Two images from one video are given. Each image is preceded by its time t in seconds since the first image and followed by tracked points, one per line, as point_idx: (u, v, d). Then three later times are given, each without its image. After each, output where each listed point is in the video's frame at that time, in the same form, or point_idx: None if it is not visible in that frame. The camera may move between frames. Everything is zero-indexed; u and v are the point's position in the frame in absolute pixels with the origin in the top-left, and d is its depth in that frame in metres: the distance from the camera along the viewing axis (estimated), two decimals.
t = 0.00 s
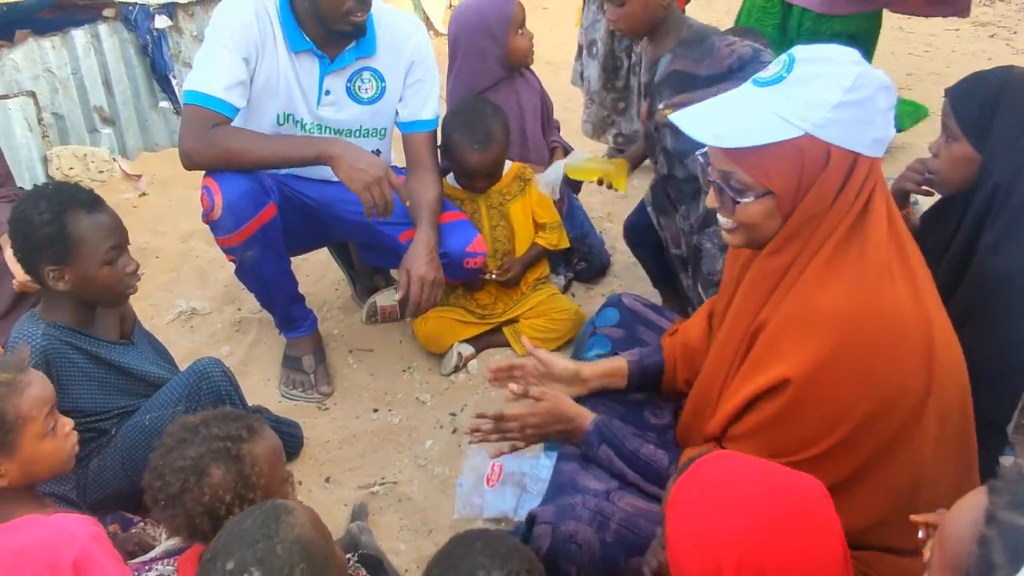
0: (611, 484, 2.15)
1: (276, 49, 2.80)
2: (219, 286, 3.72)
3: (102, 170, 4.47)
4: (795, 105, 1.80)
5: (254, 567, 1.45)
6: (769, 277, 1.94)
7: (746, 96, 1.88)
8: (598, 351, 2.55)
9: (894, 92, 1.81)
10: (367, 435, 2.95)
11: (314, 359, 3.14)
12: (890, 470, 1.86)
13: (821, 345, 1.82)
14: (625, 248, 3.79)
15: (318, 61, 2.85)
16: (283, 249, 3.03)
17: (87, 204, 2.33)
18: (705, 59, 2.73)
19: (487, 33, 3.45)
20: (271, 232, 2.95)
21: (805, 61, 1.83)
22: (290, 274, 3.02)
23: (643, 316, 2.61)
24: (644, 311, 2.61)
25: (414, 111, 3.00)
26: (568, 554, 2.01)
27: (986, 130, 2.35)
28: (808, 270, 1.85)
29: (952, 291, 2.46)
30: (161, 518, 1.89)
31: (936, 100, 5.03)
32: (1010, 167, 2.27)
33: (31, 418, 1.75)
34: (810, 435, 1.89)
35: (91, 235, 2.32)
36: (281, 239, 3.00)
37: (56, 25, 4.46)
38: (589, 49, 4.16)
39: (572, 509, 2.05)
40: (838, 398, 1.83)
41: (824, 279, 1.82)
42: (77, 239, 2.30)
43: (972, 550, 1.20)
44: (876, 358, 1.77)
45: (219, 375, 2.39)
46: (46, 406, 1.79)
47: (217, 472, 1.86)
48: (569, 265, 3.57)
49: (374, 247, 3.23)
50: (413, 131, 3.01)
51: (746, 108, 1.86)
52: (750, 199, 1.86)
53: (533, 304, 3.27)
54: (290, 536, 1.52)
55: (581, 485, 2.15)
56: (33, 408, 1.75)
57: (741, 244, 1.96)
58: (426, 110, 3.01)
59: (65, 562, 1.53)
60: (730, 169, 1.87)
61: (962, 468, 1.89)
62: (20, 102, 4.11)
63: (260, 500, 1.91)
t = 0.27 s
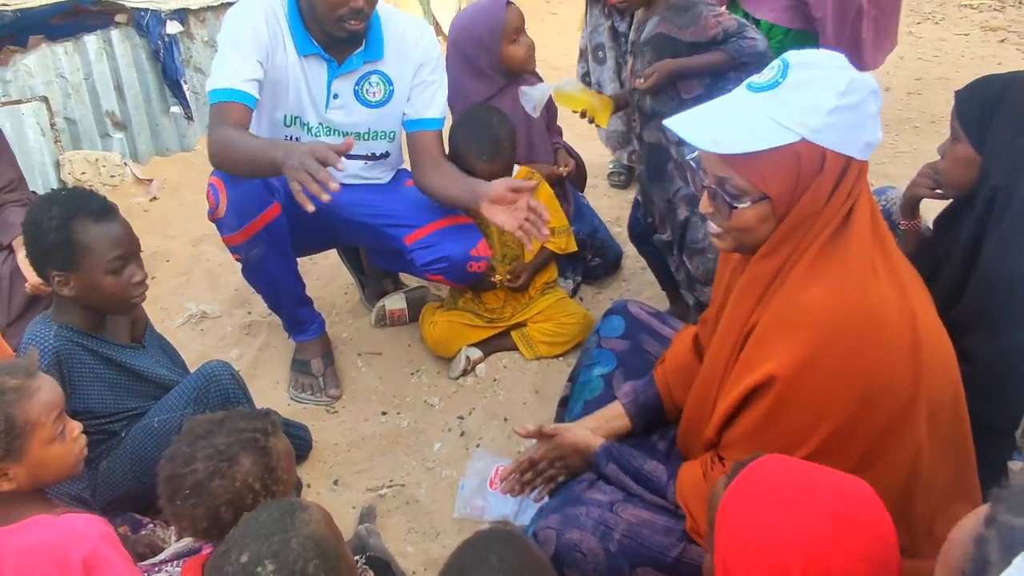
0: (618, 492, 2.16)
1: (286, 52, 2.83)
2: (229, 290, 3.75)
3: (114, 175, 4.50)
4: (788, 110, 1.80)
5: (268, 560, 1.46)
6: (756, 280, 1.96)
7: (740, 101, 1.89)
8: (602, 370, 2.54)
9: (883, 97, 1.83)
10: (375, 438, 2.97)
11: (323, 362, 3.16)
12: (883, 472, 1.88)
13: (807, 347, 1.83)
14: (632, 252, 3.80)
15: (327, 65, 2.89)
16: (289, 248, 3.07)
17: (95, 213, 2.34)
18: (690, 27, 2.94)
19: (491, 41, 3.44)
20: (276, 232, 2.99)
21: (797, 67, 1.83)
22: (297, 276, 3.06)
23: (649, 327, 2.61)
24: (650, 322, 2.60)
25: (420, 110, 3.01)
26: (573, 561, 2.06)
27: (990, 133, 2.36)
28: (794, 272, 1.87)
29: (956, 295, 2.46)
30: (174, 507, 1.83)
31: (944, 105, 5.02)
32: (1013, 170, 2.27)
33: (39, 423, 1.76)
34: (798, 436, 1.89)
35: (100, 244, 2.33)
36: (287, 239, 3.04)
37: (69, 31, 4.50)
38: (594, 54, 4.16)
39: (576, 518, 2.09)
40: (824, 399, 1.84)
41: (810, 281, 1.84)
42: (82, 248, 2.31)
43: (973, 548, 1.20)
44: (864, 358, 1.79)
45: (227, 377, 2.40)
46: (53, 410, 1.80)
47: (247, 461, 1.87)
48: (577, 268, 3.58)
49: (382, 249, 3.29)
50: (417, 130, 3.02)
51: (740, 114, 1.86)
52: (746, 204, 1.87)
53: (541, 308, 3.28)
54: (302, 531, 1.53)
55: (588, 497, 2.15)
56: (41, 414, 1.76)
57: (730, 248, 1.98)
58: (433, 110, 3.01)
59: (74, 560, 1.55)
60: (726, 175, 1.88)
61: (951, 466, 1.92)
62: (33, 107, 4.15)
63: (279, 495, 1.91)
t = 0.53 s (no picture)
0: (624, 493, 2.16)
1: (296, 81, 2.89)
2: (236, 294, 3.77)
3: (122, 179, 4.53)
4: (795, 111, 1.81)
5: (276, 559, 1.47)
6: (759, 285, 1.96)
7: (746, 102, 1.90)
8: (610, 371, 2.55)
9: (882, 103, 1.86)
10: (381, 442, 2.98)
11: (329, 365, 3.17)
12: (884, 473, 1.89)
13: (811, 351, 1.83)
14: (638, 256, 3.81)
15: (336, 87, 2.95)
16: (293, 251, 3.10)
17: (99, 219, 2.34)
18: (692, 27, 2.93)
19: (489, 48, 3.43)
20: (277, 234, 3.02)
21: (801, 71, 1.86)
22: (301, 279, 3.09)
23: (655, 331, 2.60)
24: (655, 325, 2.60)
25: (424, 106, 3.04)
26: (579, 559, 2.06)
27: (994, 138, 2.36)
28: (798, 277, 1.87)
29: (960, 300, 2.46)
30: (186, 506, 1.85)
31: (950, 110, 5.01)
32: (1017, 175, 2.27)
33: (45, 427, 1.77)
34: (803, 442, 1.89)
35: (103, 249, 2.33)
36: (289, 240, 3.07)
37: (78, 37, 4.58)
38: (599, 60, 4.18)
39: (583, 515, 2.09)
40: (829, 404, 1.83)
41: (813, 285, 1.84)
42: (89, 255, 2.32)
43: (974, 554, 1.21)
44: (864, 362, 1.80)
45: (234, 380, 2.41)
46: (59, 414, 1.81)
47: (256, 465, 1.87)
48: (582, 273, 3.59)
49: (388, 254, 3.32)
50: (425, 126, 3.04)
51: (746, 114, 1.87)
52: (752, 204, 1.87)
53: (546, 312, 3.29)
54: (309, 531, 1.54)
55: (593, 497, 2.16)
56: (46, 417, 1.77)
57: (730, 252, 1.99)
58: (436, 104, 3.03)
59: (79, 562, 1.56)
60: (732, 175, 1.87)
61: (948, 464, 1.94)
62: (42, 112, 4.18)
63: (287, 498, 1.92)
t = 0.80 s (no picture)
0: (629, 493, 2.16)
1: (299, 104, 2.94)
2: (242, 297, 3.78)
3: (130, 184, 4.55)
4: (823, 102, 1.82)
5: (283, 565, 1.47)
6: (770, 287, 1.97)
7: (771, 93, 1.90)
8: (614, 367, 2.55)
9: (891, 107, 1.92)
10: (386, 445, 2.98)
11: (334, 369, 3.18)
12: (896, 475, 1.89)
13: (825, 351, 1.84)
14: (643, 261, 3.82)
15: (340, 102, 2.97)
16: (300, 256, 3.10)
17: (91, 223, 2.37)
18: (692, 42, 2.91)
19: (493, 56, 3.44)
20: (287, 236, 3.01)
21: (824, 68, 1.88)
22: (308, 284, 3.11)
23: (660, 332, 2.61)
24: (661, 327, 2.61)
25: (427, 115, 3.05)
26: (584, 557, 2.07)
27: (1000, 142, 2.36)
28: (810, 279, 1.88)
29: (965, 306, 2.46)
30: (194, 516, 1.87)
31: (955, 115, 5.01)
32: None
33: (52, 426, 1.79)
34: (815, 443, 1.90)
35: (97, 252, 2.35)
36: (298, 243, 3.06)
37: (86, 42, 4.60)
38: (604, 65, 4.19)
39: (589, 513, 2.09)
40: (841, 404, 1.84)
41: (826, 286, 1.85)
42: (85, 259, 2.34)
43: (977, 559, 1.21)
44: (877, 364, 1.81)
45: (240, 382, 2.43)
46: (65, 414, 1.82)
47: (261, 470, 1.88)
48: (587, 277, 3.61)
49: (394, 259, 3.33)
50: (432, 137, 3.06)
51: (777, 103, 1.85)
52: (779, 192, 1.83)
53: (550, 316, 3.30)
54: (315, 535, 1.55)
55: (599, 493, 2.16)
56: (53, 417, 1.79)
57: (750, 250, 1.94)
58: (439, 112, 3.05)
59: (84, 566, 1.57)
60: (760, 164, 1.84)
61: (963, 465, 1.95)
62: (50, 117, 4.20)
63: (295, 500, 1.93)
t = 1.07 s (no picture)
0: (635, 497, 2.16)
1: (300, 110, 2.96)
2: (247, 302, 3.79)
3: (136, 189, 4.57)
4: (825, 108, 1.82)
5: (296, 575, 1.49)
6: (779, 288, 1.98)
7: (781, 96, 1.91)
8: (622, 374, 2.53)
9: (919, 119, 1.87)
10: (391, 450, 2.99)
11: (339, 374, 3.19)
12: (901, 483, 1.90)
13: (830, 354, 1.84)
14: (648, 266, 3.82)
15: (342, 108, 2.99)
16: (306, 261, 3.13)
17: (89, 229, 2.37)
18: (693, 53, 2.91)
19: (502, 61, 3.46)
20: (288, 243, 3.05)
21: (839, 74, 1.87)
22: (314, 288, 3.12)
23: (667, 340, 2.60)
24: (667, 336, 2.61)
25: (428, 114, 3.05)
26: (588, 561, 2.07)
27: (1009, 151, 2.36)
28: (819, 282, 1.88)
29: (974, 312, 2.45)
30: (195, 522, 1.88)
31: (962, 122, 5.00)
32: None
33: (68, 418, 1.81)
34: (819, 447, 1.90)
35: (99, 257, 2.36)
36: (301, 249, 3.09)
37: (92, 47, 4.64)
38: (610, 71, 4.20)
39: (593, 518, 2.10)
40: (845, 407, 1.85)
41: (834, 290, 1.85)
42: (85, 265, 2.35)
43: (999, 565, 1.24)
44: (884, 372, 1.81)
45: (247, 386, 2.43)
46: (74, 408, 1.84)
47: (267, 475, 1.88)
48: (591, 282, 3.61)
49: (400, 266, 3.36)
50: (435, 135, 3.05)
51: (779, 107, 1.87)
52: (776, 195, 1.87)
53: (555, 322, 3.30)
54: (327, 544, 1.56)
55: (604, 496, 2.16)
56: (67, 409, 1.80)
57: (754, 249, 1.97)
58: (440, 113, 3.04)
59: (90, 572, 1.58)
60: (760, 165, 1.87)
61: (969, 473, 1.94)
62: (57, 122, 4.22)
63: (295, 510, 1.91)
